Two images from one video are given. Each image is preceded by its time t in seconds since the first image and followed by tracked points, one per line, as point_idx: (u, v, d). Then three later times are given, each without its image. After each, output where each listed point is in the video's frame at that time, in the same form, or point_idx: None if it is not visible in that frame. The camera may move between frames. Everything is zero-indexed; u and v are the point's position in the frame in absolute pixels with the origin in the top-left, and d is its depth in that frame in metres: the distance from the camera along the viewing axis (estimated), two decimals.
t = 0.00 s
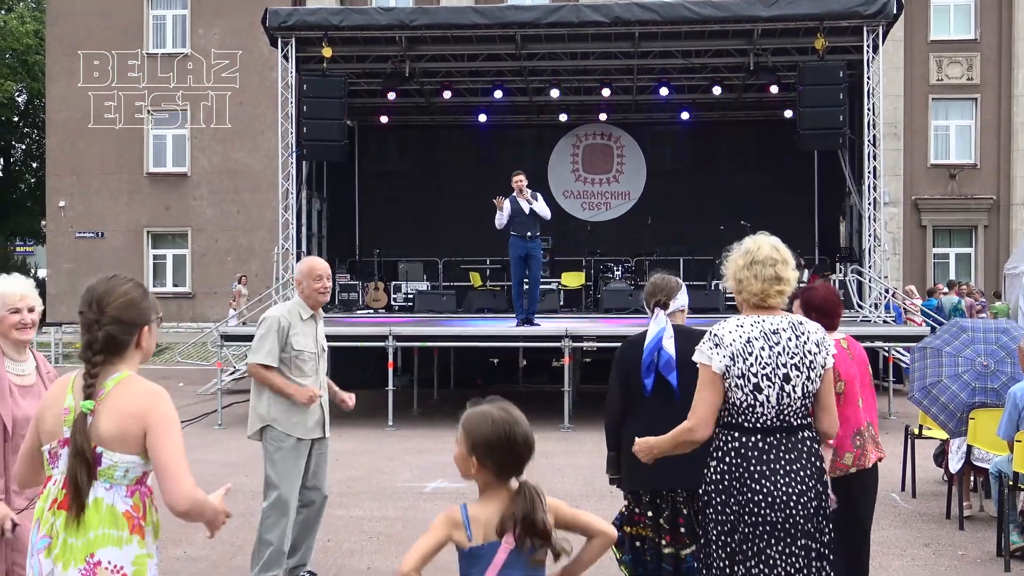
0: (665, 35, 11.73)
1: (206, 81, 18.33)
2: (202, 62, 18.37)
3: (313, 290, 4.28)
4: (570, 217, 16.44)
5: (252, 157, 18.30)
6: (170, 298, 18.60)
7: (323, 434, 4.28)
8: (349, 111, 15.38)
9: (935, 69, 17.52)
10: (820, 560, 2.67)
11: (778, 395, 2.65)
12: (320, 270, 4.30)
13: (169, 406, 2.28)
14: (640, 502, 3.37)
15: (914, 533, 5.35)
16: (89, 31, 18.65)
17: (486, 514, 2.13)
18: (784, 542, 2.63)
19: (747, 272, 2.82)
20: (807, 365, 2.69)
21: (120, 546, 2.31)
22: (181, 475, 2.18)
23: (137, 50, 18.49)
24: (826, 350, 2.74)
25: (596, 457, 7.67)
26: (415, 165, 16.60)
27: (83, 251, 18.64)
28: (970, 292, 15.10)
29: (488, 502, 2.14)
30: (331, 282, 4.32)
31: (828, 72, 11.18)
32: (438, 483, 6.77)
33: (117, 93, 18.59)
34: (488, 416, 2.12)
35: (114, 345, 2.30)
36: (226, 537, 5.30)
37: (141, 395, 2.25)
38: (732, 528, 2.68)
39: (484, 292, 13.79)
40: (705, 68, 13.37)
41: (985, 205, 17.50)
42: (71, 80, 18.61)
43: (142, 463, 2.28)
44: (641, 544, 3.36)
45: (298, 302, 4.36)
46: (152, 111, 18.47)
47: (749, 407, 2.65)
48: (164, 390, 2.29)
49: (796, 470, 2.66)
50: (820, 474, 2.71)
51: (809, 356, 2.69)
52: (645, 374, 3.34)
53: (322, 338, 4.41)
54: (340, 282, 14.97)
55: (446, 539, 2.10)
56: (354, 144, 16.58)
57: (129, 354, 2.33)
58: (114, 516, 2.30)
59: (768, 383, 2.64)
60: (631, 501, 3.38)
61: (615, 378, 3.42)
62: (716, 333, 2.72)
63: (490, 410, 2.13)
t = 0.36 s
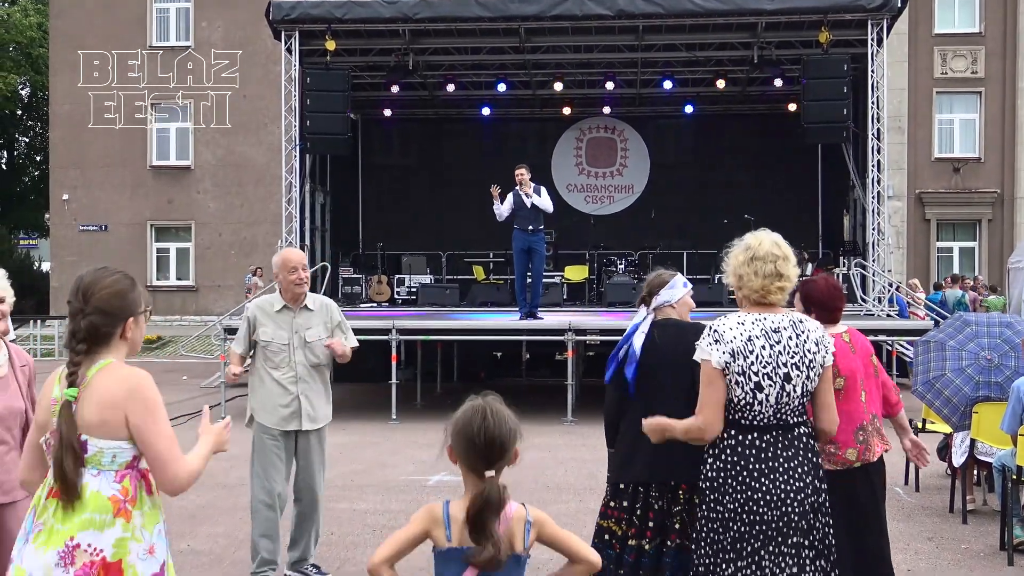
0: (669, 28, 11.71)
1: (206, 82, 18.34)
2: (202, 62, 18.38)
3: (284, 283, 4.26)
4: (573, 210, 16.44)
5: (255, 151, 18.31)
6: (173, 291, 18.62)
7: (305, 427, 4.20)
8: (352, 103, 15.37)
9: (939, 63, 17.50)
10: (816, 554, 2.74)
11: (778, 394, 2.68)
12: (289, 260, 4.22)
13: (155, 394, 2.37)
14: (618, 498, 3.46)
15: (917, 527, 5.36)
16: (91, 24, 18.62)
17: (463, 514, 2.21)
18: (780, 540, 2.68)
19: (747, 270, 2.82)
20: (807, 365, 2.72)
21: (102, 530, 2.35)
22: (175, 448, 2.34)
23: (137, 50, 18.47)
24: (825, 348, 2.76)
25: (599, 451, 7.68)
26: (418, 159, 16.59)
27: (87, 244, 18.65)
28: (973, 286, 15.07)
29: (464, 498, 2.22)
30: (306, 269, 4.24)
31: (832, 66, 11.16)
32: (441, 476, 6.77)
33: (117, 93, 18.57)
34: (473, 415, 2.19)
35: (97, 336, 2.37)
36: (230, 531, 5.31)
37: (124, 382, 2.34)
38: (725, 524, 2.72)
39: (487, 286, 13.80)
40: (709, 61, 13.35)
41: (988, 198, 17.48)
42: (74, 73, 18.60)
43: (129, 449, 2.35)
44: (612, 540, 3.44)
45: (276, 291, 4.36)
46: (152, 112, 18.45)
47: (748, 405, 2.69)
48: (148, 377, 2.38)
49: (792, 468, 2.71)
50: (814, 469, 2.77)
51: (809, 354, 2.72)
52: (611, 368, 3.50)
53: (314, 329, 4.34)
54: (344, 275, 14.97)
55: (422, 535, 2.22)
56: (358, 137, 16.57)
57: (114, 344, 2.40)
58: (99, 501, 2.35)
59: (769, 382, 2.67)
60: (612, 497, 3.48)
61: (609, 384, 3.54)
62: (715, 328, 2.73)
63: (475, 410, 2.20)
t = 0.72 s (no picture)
0: (673, 22, 11.69)
1: (206, 82, 18.36)
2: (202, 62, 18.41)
3: (262, 277, 4.21)
4: (577, 205, 16.43)
5: (259, 146, 18.30)
6: (178, 287, 18.63)
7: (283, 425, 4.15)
8: (356, 99, 15.36)
9: (943, 56, 17.46)
10: (798, 547, 2.65)
11: (745, 386, 2.61)
12: (265, 254, 4.18)
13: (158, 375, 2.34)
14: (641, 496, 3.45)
15: (923, 520, 5.35)
16: (95, 21, 18.60)
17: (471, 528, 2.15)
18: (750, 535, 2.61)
19: (727, 267, 2.69)
20: (777, 357, 2.63)
21: (117, 503, 2.34)
22: (156, 415, 2.20)
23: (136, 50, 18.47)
24: (798, 342, 2.66)
25: (605, 445, 7.68)
26: (423, 154, 16.59)
27: (91, 240, 18.67)
28: (978, 279, 15.04)
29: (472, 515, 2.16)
30: (286, 265, 4.20)
31: (837, 59, 11.14)
32: (446, 471, 6.77)
33: (118, 93, 18.61)
34: (480, 429, 2.13)
35: (106, 321, 2.36)
36: (236, 525, 5.32)
37: (126, 365, 2.31)
38: (698, 520, 2.66)
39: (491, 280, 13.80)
40: (713, 55, 13.33)
41: (993, 191, 17.45)
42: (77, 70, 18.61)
43: (129, 426, 2.32)
44: (635, 537, 3.47)
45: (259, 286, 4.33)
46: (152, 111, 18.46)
47: (715, 398, 2.62)
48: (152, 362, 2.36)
49: (761, 462, 2.63)
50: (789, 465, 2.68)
51: (780, 346, 2.64)
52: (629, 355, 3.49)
53: (294, 324, 4.27)
54: (349, 271, 14.97)
55: (431, 554, 2.15)
56: (362, 132, 16.56)
57: (124, 334, 2.38)
58: (108, 477, 2.33)
59: (736, 373, 2.60)
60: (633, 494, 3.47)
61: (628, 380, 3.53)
62: (687, 323, 2.65)
63: (484, 421, 2.14)
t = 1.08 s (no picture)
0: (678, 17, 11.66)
1: (206, 82, 18.36)
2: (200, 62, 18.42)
3: (267, 271, 4.18)
4: (583, 201, 16.41)
5: (264, 143, 18.30)
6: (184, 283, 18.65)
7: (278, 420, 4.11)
8: (361, 95, 15.35)
9: (949, 50, 17.42)
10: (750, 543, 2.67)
11: (710, 379, 2.63)
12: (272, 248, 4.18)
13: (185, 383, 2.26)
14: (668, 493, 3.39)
15: (930, 515, 5.35)
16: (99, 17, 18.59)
17: (496, 532, 2.19)
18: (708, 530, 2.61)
19: (687, 259, 2.71)
20: (736, 353, 2.69)
21: (129, 512, 2.25)
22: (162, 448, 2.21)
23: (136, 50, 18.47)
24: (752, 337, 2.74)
25: (612, 441, 7.68)
26: (429, 150, 16.58)
27: (97, 237, 18.69)
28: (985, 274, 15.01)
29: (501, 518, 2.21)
30: (292, 260, 4.19)
31: (843, 54, 11.12)
32: (452, 466, 6.78)
33: (117, 93, 18.60)
34: (503, 432, 2.18)
35: (147, 314, 2.32)
36: (242, 522, 5.33)
37: (150, 369, 2.24)
38: (655, 511, 2.66)
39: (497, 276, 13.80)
40: (718, 50, 13.31)
41: (999, 185, 17.42)
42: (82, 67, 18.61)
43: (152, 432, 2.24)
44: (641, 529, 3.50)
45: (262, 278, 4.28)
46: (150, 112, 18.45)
47: (681, 388, 2.62)
48: (183, 370, 2.28)
49: (721, 455, 2.65)
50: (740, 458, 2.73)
51: (739, 342, 2.69)
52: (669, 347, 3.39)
53: (295, 322, 4.23)
54: (354, 267, 14.98)
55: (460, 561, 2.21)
56: (367, 128, 16.55)
57: (160, 332, 2.34)
58: (125, 484, 2.25)
59: (703, 366, 2.61)
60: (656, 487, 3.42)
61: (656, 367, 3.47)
62: (649, 314, 2.65)
63: (504, 423, 2.20)
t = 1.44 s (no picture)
0: (684, 14, 11.64)
1: (207, 82, 18.39)
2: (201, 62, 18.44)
3: (265, 276, 4.11)
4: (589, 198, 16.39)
5: (270, 140, 18.31)
6: (190, 281, 18.68)
7: (295, 425, 4.11)
8: (367, 92, 15.35)
9: (956, 46, 17.38)
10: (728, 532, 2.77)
11: (700, 375, 2.66)
12: (270, 252, 4.08)
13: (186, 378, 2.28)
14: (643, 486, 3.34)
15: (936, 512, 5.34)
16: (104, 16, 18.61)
17: (489, 536, 2.20)
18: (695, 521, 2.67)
19: (661, 258, 2.73)
20: (720, 346, 2.73)
21: (143, 509, 2.31)
22: (204, 427, 2.18)
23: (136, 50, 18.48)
24: (730, 330, 2.79)
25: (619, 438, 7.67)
26: (436, 148, 16.59)
27: (103, 234, 18.72)
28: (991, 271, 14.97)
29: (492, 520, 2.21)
30: (292, 265, 4.10)
31: (848, 50, 11.11)
32: (458, 464, 6.78)
33: (117, 93, 18.60)
34: (498, 438, 2.19)
35: (135, 312, 2.32)
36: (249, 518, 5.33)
37: (155, 369, 2.24)
38: (651, 511, 2.64)
39: (503, 273, 13.80)
40: (724, 46, 13.30)
41: (1006, 181, 17.38)
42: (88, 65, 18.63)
43: (163, 431, 2.28)
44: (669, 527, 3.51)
45: (264, 286, 4.23)
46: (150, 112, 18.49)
47: (672, 387, 2.63)
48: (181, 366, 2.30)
49: (708, 451, 2.70)
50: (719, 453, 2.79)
51: (723, 336, 2.74)
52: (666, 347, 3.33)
53: (304, 322, 4.22)
54: (360, 264, 14.98)
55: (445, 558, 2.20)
56: (373, 125, 16.55)
57: (149, 329, 2.34)
58: (138, 482, 2.30)
59: (693, 363, 2.63)
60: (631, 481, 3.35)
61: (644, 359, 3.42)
62: (637, 316, 2.63)
63: (501, 429, 2.21)
